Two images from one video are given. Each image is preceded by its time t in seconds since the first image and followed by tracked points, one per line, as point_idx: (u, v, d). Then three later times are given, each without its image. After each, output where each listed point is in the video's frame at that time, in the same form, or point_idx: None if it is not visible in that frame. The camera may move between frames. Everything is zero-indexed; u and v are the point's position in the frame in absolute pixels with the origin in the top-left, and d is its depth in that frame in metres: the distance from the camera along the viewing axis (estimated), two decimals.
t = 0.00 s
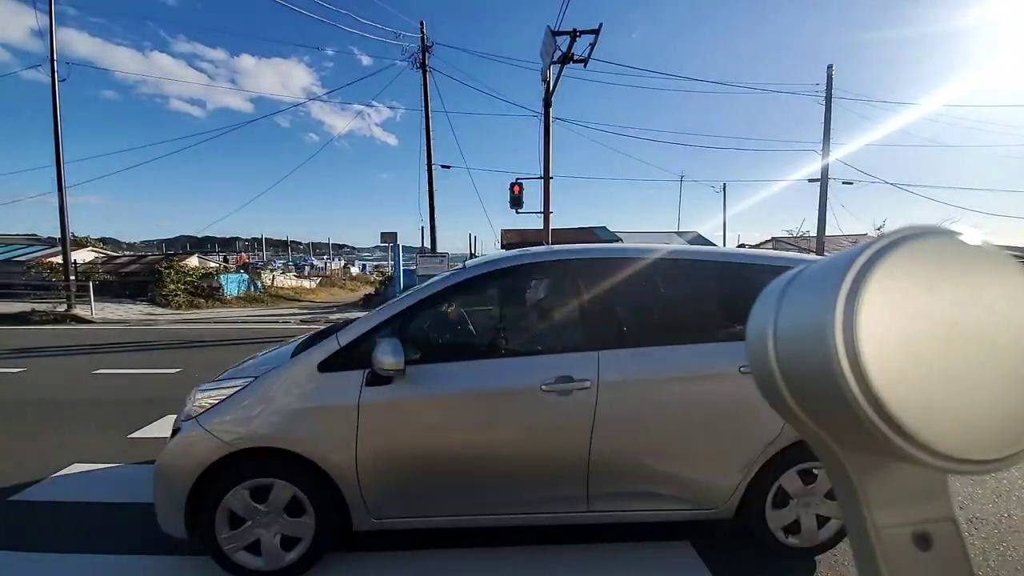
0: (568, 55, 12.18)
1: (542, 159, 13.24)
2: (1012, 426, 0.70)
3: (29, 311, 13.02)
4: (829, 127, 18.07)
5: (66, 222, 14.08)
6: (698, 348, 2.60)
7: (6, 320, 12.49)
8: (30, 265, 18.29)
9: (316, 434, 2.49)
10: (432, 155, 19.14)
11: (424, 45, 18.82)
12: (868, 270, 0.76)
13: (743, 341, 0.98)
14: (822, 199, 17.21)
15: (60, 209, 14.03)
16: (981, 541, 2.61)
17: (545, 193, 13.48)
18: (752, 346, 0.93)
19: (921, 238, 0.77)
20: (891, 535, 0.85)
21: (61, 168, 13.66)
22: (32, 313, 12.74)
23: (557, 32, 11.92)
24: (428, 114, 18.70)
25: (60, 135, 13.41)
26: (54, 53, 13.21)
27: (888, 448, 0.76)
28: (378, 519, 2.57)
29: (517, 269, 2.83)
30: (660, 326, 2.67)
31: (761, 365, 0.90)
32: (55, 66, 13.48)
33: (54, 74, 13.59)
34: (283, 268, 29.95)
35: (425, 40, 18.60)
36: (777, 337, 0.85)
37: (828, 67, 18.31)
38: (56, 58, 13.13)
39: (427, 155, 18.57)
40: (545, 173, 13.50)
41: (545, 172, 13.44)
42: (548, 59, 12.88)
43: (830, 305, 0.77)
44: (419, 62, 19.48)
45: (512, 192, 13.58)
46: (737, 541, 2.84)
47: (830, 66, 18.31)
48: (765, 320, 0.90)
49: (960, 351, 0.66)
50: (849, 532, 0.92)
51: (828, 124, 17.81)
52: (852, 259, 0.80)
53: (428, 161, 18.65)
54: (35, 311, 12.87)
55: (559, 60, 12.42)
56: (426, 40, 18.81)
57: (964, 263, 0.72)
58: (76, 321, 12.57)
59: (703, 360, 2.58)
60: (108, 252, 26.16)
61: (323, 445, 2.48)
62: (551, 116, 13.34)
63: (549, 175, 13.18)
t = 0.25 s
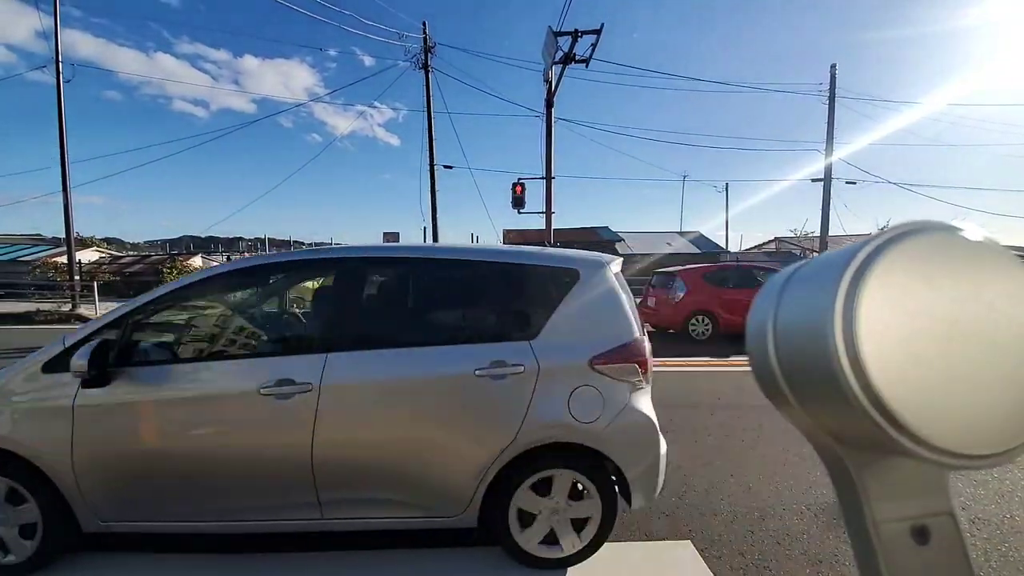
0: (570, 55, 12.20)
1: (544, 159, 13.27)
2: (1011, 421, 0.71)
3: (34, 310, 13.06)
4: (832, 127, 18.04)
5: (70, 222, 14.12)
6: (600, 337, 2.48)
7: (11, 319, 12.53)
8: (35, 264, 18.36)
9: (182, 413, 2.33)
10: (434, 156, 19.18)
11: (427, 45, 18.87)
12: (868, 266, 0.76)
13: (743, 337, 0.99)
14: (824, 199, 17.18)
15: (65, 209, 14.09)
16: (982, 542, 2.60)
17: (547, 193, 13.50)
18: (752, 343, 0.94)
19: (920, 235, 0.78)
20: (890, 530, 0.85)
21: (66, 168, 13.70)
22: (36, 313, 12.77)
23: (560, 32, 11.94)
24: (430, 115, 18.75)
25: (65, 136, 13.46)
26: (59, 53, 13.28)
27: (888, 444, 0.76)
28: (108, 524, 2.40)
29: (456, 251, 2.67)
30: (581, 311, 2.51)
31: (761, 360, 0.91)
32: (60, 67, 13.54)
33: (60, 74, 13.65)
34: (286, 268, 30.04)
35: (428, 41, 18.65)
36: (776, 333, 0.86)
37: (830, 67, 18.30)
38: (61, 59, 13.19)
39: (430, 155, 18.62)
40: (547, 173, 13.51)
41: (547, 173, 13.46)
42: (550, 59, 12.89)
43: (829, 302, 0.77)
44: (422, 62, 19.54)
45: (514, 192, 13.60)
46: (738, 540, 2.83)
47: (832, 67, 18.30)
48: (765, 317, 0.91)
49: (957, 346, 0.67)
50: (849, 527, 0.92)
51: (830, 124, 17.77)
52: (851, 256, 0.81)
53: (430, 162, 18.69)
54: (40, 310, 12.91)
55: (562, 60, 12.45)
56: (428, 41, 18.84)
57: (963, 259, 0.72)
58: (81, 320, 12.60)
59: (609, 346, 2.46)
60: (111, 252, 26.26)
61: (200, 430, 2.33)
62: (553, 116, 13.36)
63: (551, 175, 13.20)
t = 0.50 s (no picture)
0: (571, 54, 12.21)
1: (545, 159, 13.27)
2: (1012, 426, 0.70)
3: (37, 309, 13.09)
4: (834, 125, 17.98)
5: (73, 221, 14.16)
6: (322, 338, 2.36)
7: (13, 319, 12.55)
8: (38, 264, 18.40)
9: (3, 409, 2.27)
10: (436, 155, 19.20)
11: (429, 45, 18.90)
12: (868, 269, 0.76)
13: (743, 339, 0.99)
14: (827, 198, 17.12)
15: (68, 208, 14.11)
16: (985, 543, 2.59)
17: (548, 192, 13.51)
18: (752, 345, 0.94)
19: (921, 238, 0.77)
20: (889, 532, 0.85)
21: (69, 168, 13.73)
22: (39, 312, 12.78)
23: (561, 32, 11.95)
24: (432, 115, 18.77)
25: (68, 135, 13.49)
26: (62, 54, 13.32)
27: (888, 447, 0.76)
28: None
29: (222, 253, 2.56)
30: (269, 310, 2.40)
31: (761, 363, 0.91)
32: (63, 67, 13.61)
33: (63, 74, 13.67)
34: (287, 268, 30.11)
35: (429, 41, 18.67)
36: (777, 336, 0.86)
37: (832, 66, 18.28)
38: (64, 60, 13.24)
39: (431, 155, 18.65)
40: (548, 172, 13.52)
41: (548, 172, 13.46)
42: (551, 59, 12.90)
43: (830, 305, 0.77)
44: (423, 62, 19.56)
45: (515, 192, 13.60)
46: (740, 541, 2.82)
47: (834, 66, 18.29)
48: (766, 319, 0.91)
49: (960, 350, 0.66)
50: (849, 531, 0.92)
51: (833, 123, 17.72)
52: (852, 259, 0.80)
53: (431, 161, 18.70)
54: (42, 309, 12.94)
55: (563, 60, 12.45)
56: (429, 41, 18.86)
57: (965, 263, 0.72)
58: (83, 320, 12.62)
59: (342, 346, 2.34)
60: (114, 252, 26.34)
61: (48, 427, 2.26)
62: (555, 116, 13.36)
63: (552, 175, 13.20)
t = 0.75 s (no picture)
0: (572, 57, 12.24)
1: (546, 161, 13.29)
2: (1006, 411, 0.71)
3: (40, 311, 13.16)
4: (835, 126, 17.96)
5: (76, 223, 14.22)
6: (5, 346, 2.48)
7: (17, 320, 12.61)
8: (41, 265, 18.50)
9: None
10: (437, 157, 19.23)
11: (430, 48, 18.95)
12: (869, 256, 0.77)
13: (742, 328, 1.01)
14: (827, 199, 17.10)
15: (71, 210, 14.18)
16: (985, 544, 2.59)
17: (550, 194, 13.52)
18: (751, 333, 0.95)
19: (920, 227, 0.78)
20: (881, 517, 0.85)
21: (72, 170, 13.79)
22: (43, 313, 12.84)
23: (562, 34, 11.98)
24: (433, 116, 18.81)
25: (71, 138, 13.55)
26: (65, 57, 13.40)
27: (884, 432, 0.77)
28: None
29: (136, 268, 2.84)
30: (71, 317, 2.54)
31: (760, 351, 0.92)
32: (67, 70, 13.69)
33: (66, 77, 13.74)
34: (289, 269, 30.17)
35: (431, 43, 18.73)
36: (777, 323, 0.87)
37: (833, 67, 18.27)
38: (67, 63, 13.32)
39: (432, 157, 18.70)
40: (549, 174, 13.54)
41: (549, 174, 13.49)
42: (551, 61, 12.94)
43: (830, 291, 0.78)
44: (424, 64, 19.61)
45: (517, 193, 13.62)
46: (740, 542, 2.82)
47: (835, 67, 18.28)
48: (765, 307, 0.92)
49: (959, 334, 0.67)
50: (841, 516, 0.92)
51: (833, 124, 17.70)
52: (851, 247, 0.81)
53: (433, 163, 18.74)
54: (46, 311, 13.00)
55: (564, 62, 12.47)
56: (431, 43, 18.93)
57: (962, 250, 0.73)
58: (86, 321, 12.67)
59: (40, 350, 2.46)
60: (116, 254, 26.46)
61: None
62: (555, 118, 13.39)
63: (553, 176, 13.22)
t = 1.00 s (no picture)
0: (572, 60, 12.28)
1: (547, 163, 13.32)
2: (1003, 405, 0.72)
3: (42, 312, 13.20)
4: (835, 128, 17.97)
5: (78, 225, 14.27)
6: None
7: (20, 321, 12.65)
8: (44, 266, 18.56)
9: None
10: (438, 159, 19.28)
11: (431, 50, 19.00)
12: (868, 253, 0.77)
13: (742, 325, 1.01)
14: (828, 201, 17.10)
15: (74, 212, 14.24)
16: (985, 545, 2.60)
17: (551, 195, 13.54)
18: (751, 328, 0.96)
19: (917, 223, 0.79)
20: (877, 511, 0.86)
21: (74, 172, 13.85)
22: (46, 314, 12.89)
23: (562, 37, 12.01)
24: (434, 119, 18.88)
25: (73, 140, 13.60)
26: (68, 59, 13.47)
27: (882, 427, 0.77)
28: None
29: None
30: None
31: (760, 348, 0.93)
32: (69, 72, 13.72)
33: (69, 80, 13.80)
34: (290, 271, 30.20)
35: (432, 45, 18.81)
36: (776, 317, 0.88)
37: (834, 69, 18.30)
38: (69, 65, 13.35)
39: (433, 159, 18.73)
40: (550, 176, 13.56)
41: (550, 176, 13.50)
42: (552, 63, 12.97)
43: (829, 287, 0.78)
44: (425, 66, 19.65)
45: (518, 195, 13.65)
46: (742, 545, 2.82)
47: (835, 69, 18.33)
48: (764, 303, 0.93)
49: (957, 328, 0.67)
50: (837, 511, 0.93)
51: (834, 126, 17.70)
52: (851, 242, 0.82)
53: (434, 165, 18.80)
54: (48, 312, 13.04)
55: (564, 65, 12.51)
56: (432, 45, 19.00)
57: (959, 245, 0.73)
58: (88, 322, 12.71)
59: None
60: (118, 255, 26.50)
61: None
62: (555, 120, 13.43)
63: (554, 178, 13.26)
